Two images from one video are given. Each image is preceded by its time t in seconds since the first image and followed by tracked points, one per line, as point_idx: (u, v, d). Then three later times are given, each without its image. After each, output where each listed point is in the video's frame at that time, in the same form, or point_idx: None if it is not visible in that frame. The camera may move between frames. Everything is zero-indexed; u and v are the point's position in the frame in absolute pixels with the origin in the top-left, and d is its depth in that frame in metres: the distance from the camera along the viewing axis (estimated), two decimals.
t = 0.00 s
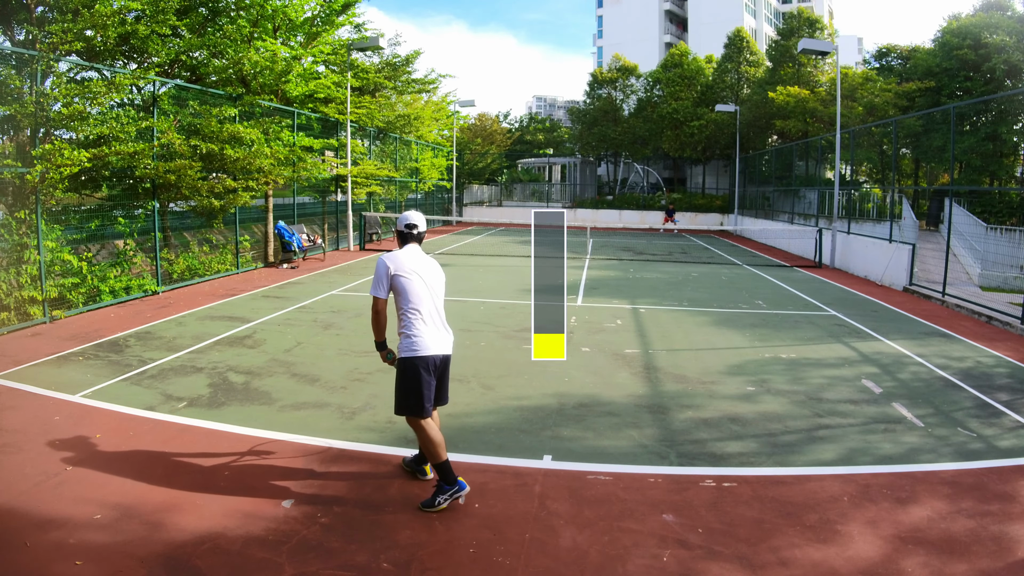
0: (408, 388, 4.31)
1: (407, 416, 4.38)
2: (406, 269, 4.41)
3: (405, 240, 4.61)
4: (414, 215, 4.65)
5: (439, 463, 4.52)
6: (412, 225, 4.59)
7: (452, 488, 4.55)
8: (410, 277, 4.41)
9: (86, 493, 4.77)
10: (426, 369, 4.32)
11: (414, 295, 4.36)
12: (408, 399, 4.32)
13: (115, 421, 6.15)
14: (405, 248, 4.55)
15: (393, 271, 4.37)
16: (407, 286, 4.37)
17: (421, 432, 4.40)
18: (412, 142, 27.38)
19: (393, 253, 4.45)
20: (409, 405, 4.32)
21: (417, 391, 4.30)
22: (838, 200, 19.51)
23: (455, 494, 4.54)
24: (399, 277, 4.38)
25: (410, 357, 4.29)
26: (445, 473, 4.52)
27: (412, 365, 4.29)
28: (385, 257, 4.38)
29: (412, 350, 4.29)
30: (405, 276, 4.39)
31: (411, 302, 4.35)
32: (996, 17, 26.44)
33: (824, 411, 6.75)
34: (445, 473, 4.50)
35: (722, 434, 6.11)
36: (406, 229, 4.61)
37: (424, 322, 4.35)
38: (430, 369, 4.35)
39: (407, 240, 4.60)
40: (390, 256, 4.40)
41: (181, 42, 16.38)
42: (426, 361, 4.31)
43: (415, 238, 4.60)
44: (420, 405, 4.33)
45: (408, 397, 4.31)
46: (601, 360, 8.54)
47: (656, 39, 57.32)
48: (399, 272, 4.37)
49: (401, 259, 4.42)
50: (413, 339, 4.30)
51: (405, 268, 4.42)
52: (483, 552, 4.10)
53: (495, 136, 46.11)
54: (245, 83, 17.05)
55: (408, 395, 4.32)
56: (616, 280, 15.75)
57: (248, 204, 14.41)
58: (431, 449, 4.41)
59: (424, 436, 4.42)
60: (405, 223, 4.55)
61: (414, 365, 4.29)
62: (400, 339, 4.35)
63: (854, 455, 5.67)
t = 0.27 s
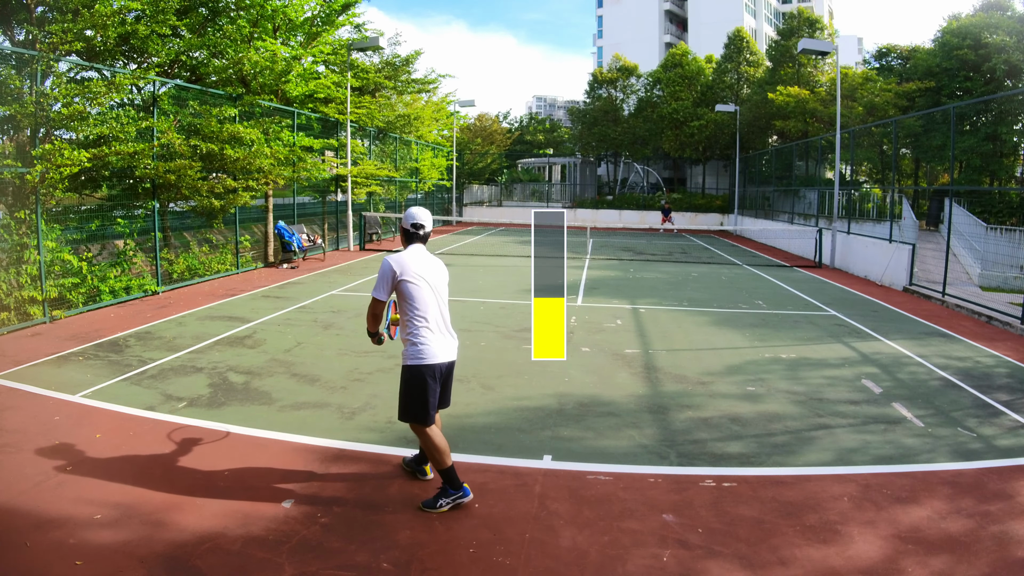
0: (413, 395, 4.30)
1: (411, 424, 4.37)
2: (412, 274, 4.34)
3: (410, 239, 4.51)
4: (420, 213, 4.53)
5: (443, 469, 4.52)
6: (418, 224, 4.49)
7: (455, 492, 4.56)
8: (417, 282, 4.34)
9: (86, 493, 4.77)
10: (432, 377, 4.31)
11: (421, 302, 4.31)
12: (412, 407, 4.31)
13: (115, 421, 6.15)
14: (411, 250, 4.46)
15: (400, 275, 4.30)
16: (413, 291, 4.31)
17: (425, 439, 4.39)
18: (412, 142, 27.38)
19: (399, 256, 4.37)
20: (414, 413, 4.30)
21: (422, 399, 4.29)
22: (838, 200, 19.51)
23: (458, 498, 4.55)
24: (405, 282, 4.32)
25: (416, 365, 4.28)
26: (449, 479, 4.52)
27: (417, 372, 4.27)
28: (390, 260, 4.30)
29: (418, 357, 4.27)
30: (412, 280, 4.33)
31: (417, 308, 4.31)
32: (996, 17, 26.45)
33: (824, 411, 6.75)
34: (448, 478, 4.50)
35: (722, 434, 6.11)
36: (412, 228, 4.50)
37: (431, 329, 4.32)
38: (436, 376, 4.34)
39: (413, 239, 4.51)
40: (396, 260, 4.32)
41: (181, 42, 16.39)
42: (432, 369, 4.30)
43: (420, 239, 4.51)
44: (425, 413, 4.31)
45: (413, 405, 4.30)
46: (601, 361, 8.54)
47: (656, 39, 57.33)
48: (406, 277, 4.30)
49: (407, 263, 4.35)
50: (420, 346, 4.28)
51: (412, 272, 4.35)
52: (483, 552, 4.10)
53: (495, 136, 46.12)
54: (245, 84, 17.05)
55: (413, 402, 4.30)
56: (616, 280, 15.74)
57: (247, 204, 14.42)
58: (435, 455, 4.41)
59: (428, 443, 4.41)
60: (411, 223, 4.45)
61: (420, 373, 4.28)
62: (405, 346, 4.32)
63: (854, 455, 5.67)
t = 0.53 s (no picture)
0: (420, 403, 4.28)
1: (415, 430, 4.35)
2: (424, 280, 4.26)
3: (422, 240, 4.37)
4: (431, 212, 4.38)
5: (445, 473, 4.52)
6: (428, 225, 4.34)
7: (456, 496, 4.55)
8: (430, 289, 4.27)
9: (85, 493, 4.77)
10: (440, 385, 4.28)
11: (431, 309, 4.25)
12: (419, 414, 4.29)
13: (115, 421, 6.15)
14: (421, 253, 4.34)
15: (411, 283, 4.21)
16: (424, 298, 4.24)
17: (430, 443, 4.38)
18: (412, 142, 27.38)
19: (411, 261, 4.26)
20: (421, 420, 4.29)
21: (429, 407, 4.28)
22: (838, 200, 19.51)
23: (459, 502, 4.55)
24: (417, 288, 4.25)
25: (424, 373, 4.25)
26: (451, 483, 4.52)
27: (426, 381, 4.24)
28: (402, 266, 4.21)
29: (427, 366, 4.24)
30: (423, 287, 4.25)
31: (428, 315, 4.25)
32: (996, 17, 26.45)
33: (824, 411, 6.75)
34: (451, 482, 4.49)
35: (722, 434, 6.11)
36: (423, 230, 4.35)
37: (442, 337, 4.28)
38: (445, 384, 4.31)
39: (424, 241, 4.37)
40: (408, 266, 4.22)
41: (181, 42, 16.39)
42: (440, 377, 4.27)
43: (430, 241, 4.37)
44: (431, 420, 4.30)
45: (420, 412, 4.29)
46: (601, 361, 8.54)
47: (656, 39, 57.33)
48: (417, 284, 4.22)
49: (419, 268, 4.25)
50: (429, 354, 4.25)
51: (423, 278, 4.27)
52: (483, 552, 4.10)
53: (495, 136, 46.13)
54: (245, 84, 17.04)
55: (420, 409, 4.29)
56: (616, 280, 15.73)
57: (247, 204, 14.42)
58: (439, 460, 4.41)
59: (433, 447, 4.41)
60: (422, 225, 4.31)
61: (427, 381, 4.25)
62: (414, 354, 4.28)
63: (854, 455, 5.66)
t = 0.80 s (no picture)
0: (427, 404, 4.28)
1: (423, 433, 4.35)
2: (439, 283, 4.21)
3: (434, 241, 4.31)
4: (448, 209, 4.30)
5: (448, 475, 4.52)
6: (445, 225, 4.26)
7: (457, 497, 4.56)
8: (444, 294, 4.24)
9: (85, 494, 4.77)
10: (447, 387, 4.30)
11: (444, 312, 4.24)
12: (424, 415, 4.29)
13: (115, 421, 6.15)
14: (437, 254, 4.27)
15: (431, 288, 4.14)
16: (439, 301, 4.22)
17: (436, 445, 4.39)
18: (412, 142, 27.39)
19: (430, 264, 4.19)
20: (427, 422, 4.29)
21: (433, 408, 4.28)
22: (838, 200, 19.51)
23: (459, 503, 4.56)
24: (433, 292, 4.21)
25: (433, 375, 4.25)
26: (453, 484, 4.52)
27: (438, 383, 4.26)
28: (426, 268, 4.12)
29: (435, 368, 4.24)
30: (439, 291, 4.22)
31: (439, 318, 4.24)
32: (996, 18, 26.45)
33: (824, 411, 6.75)
34: (453, 483, 4.50)
35: (722, 434, 6.11)
36: (439, 231, 4.29)
37: (453, 339, 4.31)
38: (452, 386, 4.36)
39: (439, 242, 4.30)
40: (427, 267, 4.14)
41: (181, 42, 16.41)
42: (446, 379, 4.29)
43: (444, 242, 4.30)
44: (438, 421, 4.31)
45: (426, 414, 4.28)
46: (602, 361, 8.54)
47: (656, 39, 57.34)
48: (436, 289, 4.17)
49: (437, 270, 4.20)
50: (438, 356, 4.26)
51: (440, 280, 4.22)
52: (483, 552, 4.10)
53: (495, 136, 46.13)
54: (245, 84, 17.04)
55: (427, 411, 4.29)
56: (616, 280, 15.73)
57: (247, 204, 14.42)
58: (443, 462, 4.41)
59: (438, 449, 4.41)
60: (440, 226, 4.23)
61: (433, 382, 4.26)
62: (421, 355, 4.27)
63: (854, 455, 5.66)
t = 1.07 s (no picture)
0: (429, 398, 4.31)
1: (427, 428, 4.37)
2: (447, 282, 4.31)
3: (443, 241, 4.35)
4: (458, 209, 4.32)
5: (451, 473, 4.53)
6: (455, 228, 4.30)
7: (458, 498, 4.56)
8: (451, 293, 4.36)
9: (85, 494, 4.77)
10: (447, 381, 4.32)
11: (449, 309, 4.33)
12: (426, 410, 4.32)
13: (115, 421, 6.15)
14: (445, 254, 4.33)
15: (442, 286, 4.22)
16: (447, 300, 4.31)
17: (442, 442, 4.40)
18: (412, 142, 27.39)
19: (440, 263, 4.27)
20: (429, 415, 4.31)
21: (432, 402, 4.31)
22: (838, 200, 19.51)
23: (459, 503, 4.56)
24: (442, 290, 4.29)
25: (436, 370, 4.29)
26: (454, 484, 4.53)
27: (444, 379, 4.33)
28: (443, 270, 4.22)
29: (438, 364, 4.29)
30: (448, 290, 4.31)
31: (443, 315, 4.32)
32: (995, 18, 26.44)
33: (825, 411, 6.75)
34: (455, 483, 4.51)
35: (722, 434, 6.11)
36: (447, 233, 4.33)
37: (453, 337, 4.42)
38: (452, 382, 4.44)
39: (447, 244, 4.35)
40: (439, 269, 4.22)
41: (181, 42, 16.43)
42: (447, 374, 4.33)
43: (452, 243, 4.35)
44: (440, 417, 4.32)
45: (428, 411, 4.31)
46: (602, 361, 8.54)
47: (656, 39, 57.34)
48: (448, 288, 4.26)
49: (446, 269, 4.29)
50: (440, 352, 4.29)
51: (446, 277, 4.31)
52: (483, 552, 4.10)
53: (495, 136, 46.15)
54: (245, 84, 17.03)
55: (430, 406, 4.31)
56: (616, 280, 15.73)
57: (247, 204, 14.42)
58: (448, 460, 4.43)
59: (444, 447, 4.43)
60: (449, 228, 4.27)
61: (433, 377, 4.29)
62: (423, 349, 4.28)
63: (855, 455, 5.66)
